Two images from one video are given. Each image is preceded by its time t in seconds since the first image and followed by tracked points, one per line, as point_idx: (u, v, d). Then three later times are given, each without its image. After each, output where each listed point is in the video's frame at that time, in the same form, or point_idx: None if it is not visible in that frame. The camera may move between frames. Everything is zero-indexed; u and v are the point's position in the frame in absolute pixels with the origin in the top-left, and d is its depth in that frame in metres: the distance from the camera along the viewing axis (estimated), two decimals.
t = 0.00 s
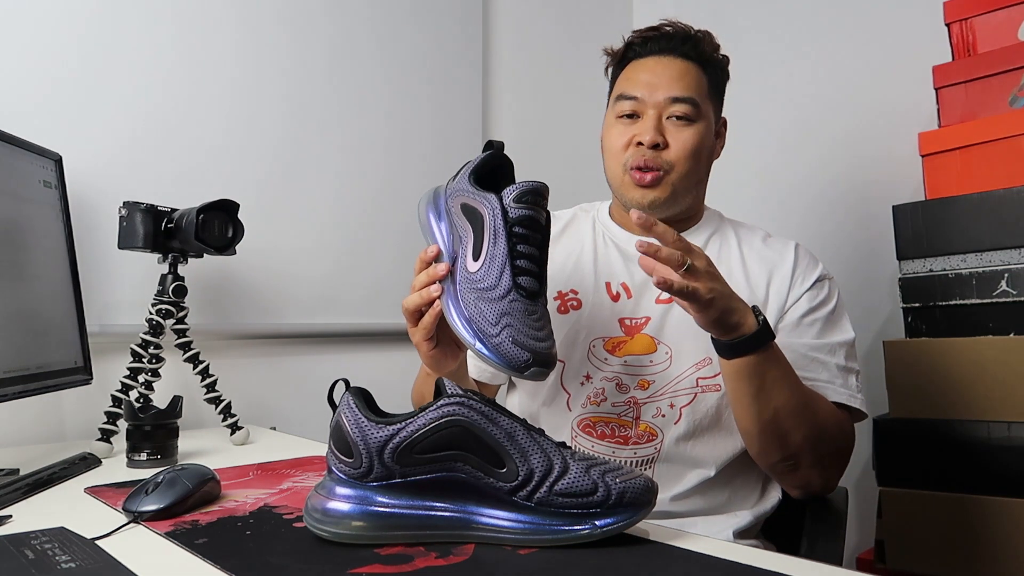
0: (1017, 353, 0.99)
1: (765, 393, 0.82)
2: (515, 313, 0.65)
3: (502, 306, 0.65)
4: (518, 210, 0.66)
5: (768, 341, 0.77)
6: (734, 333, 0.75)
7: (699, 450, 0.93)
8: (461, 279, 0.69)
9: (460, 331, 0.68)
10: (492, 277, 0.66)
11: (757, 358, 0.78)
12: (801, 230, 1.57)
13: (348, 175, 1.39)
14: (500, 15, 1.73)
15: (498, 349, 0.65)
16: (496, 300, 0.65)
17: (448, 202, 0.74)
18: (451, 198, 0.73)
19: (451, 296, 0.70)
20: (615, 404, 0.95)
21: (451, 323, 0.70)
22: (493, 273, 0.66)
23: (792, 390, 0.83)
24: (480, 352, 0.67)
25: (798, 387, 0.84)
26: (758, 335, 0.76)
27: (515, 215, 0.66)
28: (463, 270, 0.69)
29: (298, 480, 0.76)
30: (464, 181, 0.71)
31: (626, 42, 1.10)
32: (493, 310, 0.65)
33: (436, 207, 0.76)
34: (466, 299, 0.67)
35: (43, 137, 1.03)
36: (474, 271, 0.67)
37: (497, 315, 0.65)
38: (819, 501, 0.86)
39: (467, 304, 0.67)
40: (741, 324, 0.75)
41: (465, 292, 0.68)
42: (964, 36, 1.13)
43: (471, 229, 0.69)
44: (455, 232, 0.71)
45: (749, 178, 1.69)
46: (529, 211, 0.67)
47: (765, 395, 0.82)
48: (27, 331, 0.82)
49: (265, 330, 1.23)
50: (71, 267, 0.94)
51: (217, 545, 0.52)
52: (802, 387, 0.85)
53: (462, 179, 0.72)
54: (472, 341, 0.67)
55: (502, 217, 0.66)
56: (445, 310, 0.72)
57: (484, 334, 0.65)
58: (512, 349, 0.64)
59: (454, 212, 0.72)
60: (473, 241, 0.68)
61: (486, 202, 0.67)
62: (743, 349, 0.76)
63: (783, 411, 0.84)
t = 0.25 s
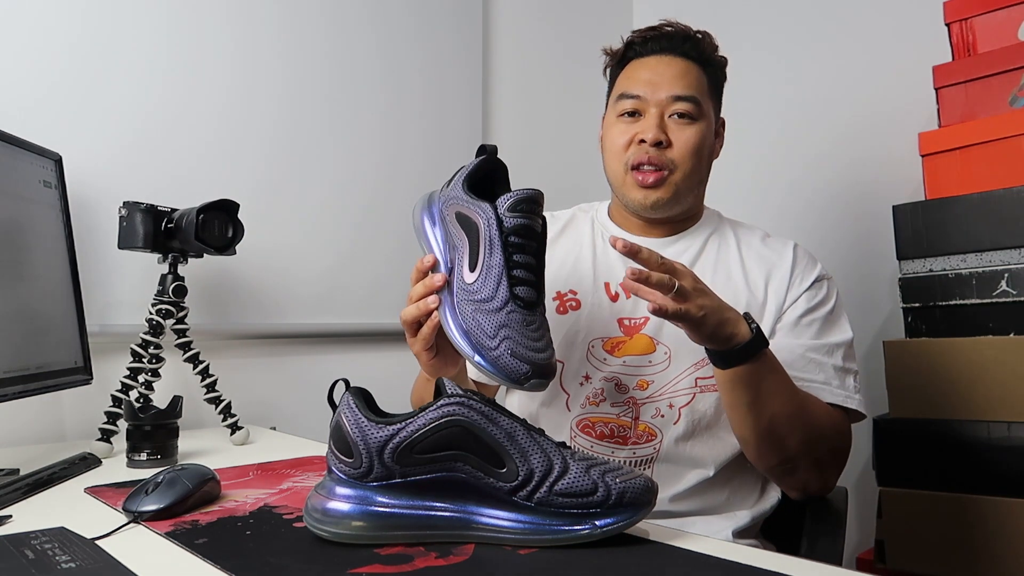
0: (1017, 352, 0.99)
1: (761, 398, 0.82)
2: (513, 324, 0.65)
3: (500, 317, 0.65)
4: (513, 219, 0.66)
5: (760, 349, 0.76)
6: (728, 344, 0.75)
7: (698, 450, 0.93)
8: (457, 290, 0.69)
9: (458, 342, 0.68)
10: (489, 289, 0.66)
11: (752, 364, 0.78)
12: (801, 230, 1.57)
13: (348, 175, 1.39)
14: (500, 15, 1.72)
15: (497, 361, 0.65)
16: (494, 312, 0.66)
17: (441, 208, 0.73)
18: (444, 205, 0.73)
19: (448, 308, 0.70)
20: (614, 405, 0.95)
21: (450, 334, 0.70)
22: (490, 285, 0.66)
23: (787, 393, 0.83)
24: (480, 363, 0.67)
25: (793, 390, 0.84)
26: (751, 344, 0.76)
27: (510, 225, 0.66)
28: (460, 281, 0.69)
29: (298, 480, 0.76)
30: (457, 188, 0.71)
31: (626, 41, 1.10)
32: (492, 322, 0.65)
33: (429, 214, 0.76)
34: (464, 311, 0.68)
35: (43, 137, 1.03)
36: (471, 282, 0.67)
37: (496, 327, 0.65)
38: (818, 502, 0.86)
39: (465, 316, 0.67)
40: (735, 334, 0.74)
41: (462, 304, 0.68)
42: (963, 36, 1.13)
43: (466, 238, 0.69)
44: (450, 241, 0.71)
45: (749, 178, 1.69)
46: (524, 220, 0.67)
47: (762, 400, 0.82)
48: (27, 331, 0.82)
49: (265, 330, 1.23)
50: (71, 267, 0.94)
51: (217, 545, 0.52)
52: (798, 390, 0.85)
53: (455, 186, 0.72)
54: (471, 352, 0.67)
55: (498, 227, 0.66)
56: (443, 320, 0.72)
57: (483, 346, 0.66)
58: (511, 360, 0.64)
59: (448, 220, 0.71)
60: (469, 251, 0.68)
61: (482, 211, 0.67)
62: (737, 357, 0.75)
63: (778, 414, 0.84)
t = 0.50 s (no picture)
0: (1017, 353, 0.99)
1: (757, 403, 0.82)
2: (519, 317, 0.65)
3: (504, 312, 0.65)
4: (501, 213, 0.67)
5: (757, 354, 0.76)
6: (727, 348, 0.74)
7: (697, 450, 0.93)
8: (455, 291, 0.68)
9: (466, 344, 0.67)
10: (489, 284, 0.66)
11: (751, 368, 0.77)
12: (801, 230, 1.57)
13: (348, 175, 1.39)
14: (499, 15, 1.72)
15: (508, 355, 0.65)
16: (497, 307, 0.65)
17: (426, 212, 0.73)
18: (429, 209, 0.73)
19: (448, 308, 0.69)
20: (613, 405, 0.95)
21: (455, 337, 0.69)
22: (489, 280, 0.66)
23: (785, 394, 0.83)
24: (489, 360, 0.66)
25: (790, 393, 0.84)
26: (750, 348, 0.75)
27: (499, 220, 0.67)
28: (455, 281, 0.68)
29: (298, 480, 0.76)
30: (441, 189, 0.71)
31: (623, 42, 1.10)
32: (496, 317, 0.65)
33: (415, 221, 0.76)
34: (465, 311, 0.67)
35: (44, 137, 1.03)
36: (468, 282, 0.67)
37: (502, 322, 0.65)
38: (818, 501, 0.87)
39: (467, 315, 0.67)
40: (732, 338, 0.74)
41: (463, 304, 0.67)
42: (964, 36, 1.13)
43: (457, 238, 0.68)
44: (440, 243, 0.71)
45: (749, 178, 1.69)
46: (511, 214, 0.67)
47: (758, 404, 0.82)
48: (27, 331, 0.82)
49: (265, 330, 1.23)
50: (71, 268, 0.94)
51: (217, 545, 0.52)
52: (795, 393, 0.85)
53: (437, 188, 0.72)
54: (480, 351, 0.66)
55: (489, 223, 0.66)
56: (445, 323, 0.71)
57: (491, 342, 0.65)
58: (523, 353, 0.64)
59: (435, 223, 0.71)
60: (461, 251, 0.68)
61: (470, 209, 0.67)
62: (734, 361, 0.75)
63: (775, 418, 0.84)
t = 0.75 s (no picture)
0: (1017, 353, 0.99)
1: (757, 403, 0.82)
2: (518, 288, 0.67)
3: (504, 285, 0.66)
4: (473, 194, 0.67)
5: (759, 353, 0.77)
6: (727, 347, 0.75)
7: (696, 450, 0.93)
8: (448, 282, 0.68)
9: (472, 327, 0.66)
10: (480, 264, 0.67)
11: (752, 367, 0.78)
12: (801, 230, 1.57)
13: (348, 175, 1.39)
14: (499, 15, 1.73)
15: (518, 326, 0.66)
16: (496, 283, 0.66)
17: (392, 215, 0.72)
18: (395, 211, 0.72)
19: (443, 300, 0.69)
20: (613, 404, 0.95)
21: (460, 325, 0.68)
22: (479, 261, 0.67)
23: (785, 395, 0.83)
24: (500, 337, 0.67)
25: (791, 393, 0.84)
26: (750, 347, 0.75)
27: (473, 201, 0.67)
28: (446, 272, 0.68)
29: (298, 480, 0.76)
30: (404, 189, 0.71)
31: (621, 42, 1.10)
32: (497, 292, 0.66)
33: (380, 228, 0.74)
34: (465, 297, 0.67)
35: (43, 137, 1.03)
36: (460, 269, 0.67)
37: (507, 296, 0.66)
38: (818, 501, 0.86)
39: (469, 302, 0.66)
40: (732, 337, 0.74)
41: (460, 290, 0.67)
42: (964, 36, 1.13)
43: (436, 232, 0.68)
44: (414, 240, 0.70)
45: (749, 178, 1.69)
46: (483, 194, 0.68)
47: (759, 403, 0.82)
48: (27, 332, 0.82)
49: (265, 330, 1.23)
50: (71, 268, 0.94)
51: (217, 545, 0.52)
52: (796, 392, 0.85)
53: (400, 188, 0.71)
54: (491, 330, 0.66)
55: (467, 207, 0.67)
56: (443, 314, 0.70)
57: (500, 318, 0.66)
58: (533, 319, 0.66)
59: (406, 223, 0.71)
60: (444, 242, 0.67)
61: (443, 199, 0.67)
62: (735, 360, 0.75)
63: (775, 418, 0.84)
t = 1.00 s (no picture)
0: (1017, 353, 0.99)
1: (757, 401, 0.82)
2: (510, 275, 0.67)
3: (495, 274, 0.66)
4: (450, 186, 0.66)
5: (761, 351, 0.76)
6: (727, 343, 0.74)
7: (697, 450, 0.93)
8: (439, 279, 0.68)
9: (471, 320, 0.66)
10: (467, 257, 0.66)
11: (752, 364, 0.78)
12: (801, 230, 1.57)
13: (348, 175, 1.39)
14: (499, 15, 1.73)
15: (515, 311, 0.66)
16: (487, 273, 0.66)
17: (370, 220, 0.71)
18: (372, 215, 0.70)
19: (438, 299, 0.68)
20: (613, 404, 0.95)
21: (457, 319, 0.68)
22: (466, 253, 0.66)
23: (784, 395, 0.83)
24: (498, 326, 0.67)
25: (791, 391, 0.84)
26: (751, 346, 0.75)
27: (450, 194, 0.66)
28: (435, 270, 0.68)
29: (298, 480, 0.76)
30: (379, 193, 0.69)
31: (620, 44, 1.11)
32: (490, 282, 0.66)
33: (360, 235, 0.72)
34: (458, 292, 0.67)
35: (43, 136, 1.03)
36: (449, 265, 0.67)
37: (500, 284, 0.66)
38: (818, 501, 0.86)
39: (463, 296, 0.66)
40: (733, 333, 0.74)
41: (453, 285, 0.67)
42: (964, 36, 1.13)
43: (419, 232, 0.67)
44: (397, 242, 0.69)
45: (749, 178, 1.69)
46: (460, 184, 0.67)
47: (758, 401, 0.82)
48: (27, 332, 0.82)
49: (265, 330, 1.23)
50: (71, 268, 0.94)
51: (217, 545, 0.52)
52: (796, 391, 0.85)
53: (374, 192, 0.70)
54: (488, 321, 0.66)
55: (446, 202, 0.65)
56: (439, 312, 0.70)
57: (495, 307, 0.66)
58: (529, 303, 0.66)
59: (387, 226, 0.69)
60: (428, 241, 0.67)
61: (421, 198, 0.66)
62: (736, 358, 0.75)
63: (775, 416, 0.84)
